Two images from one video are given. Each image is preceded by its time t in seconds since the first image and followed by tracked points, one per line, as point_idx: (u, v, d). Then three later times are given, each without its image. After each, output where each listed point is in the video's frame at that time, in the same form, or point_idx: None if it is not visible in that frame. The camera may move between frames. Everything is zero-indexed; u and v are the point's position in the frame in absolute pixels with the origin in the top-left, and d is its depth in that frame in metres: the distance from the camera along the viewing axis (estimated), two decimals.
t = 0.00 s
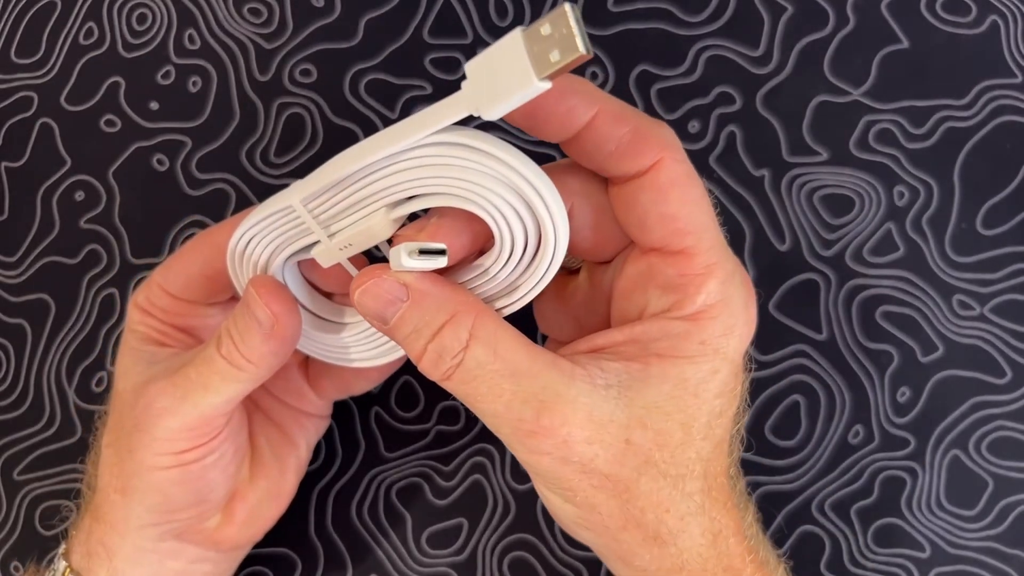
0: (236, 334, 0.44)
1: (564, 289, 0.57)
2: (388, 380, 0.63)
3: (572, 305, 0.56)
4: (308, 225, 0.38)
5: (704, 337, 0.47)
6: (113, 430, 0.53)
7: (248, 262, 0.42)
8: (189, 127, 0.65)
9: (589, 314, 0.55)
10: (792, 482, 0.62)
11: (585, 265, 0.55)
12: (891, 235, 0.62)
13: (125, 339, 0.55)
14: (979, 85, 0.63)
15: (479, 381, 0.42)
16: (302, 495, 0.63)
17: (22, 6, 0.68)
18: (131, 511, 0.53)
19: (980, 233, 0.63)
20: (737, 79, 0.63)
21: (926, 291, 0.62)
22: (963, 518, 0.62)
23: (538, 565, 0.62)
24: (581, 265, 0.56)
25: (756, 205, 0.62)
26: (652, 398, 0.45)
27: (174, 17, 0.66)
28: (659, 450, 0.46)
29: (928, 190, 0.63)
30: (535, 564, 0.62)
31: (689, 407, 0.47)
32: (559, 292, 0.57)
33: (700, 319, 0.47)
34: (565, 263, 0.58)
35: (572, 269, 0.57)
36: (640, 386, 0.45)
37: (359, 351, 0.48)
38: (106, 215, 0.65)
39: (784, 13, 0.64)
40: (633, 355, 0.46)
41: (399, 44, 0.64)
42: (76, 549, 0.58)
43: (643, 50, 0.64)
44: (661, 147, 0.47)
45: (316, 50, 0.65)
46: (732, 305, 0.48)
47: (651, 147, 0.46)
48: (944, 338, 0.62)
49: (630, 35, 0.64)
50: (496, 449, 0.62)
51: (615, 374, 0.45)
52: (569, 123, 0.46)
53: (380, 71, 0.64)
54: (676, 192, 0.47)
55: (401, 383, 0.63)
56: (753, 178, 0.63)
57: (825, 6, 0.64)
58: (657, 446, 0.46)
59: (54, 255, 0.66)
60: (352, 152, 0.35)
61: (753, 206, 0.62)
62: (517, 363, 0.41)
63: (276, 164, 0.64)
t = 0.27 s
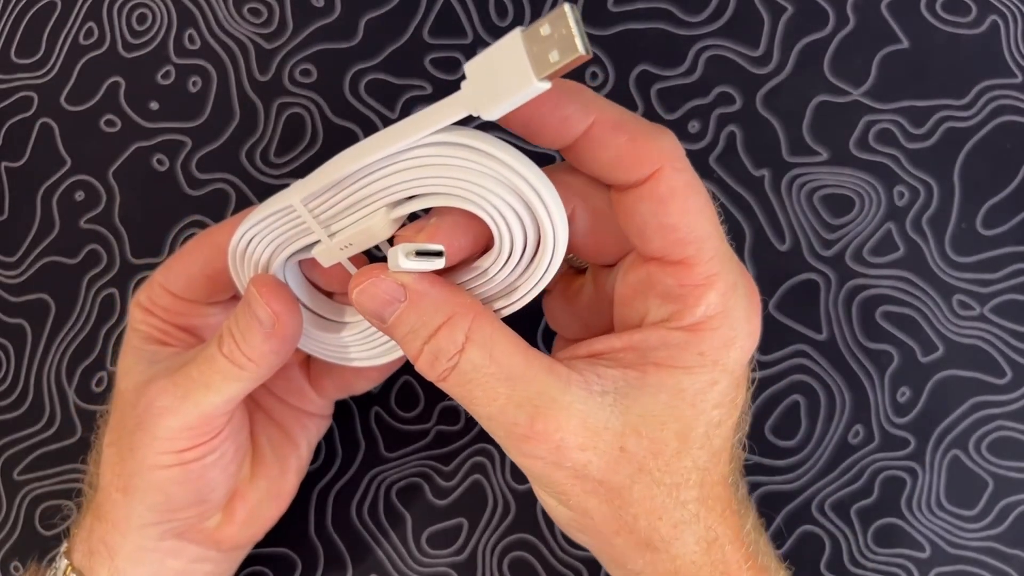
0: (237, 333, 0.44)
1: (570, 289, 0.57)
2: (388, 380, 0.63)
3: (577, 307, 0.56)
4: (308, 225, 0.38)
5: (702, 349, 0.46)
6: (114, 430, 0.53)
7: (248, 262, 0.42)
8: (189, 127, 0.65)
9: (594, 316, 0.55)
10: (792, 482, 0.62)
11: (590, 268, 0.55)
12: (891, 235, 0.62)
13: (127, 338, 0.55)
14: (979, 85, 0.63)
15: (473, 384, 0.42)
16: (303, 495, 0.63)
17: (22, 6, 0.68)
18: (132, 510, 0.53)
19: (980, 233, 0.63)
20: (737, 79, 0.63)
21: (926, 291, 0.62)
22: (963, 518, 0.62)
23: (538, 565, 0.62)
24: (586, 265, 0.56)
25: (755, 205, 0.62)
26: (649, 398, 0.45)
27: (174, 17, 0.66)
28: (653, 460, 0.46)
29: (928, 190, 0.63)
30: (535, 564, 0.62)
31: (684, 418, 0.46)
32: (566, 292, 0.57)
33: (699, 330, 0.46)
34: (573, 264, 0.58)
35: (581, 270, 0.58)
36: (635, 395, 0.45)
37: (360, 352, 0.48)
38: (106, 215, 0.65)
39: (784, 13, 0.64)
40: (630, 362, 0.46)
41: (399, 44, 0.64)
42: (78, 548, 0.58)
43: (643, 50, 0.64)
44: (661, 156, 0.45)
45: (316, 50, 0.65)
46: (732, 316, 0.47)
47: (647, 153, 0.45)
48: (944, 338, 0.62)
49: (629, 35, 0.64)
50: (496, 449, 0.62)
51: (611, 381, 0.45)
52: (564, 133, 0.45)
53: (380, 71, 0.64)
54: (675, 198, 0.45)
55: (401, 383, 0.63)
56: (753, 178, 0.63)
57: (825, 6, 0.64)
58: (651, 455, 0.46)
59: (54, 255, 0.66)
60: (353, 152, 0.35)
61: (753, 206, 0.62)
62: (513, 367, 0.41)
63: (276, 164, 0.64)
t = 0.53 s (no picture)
0: (237, 334, 0.44)
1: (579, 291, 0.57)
2: (388, 380, 0.63)
3: (585, 309, 0.56)
4: (307, 227, 0.38)
5: (699, 366, 0.45)
6: (114, 430, 0.53)
7: (248, 263, 0.42)
8: (189, 127, 0.65)
9: (602, 319, 0.55)
10: (792, 482, 0.62)
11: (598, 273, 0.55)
12: (891, 235, 0.62)
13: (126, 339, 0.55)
14: (979, 85, 0.63)
15: (467, 389, 0.42)
16: (303, 495, 0.63)
17: (22, 6, 0.68)
18: (131, 510, 0.53)
19: (980, 233, 0.63)
20: (737, 79, 0.63)
21: (926, 291, 0.62)
22: (963, 518, 0.62)
23: (538, 566, 0.62)
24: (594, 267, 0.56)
25: (755, 205, 0.62)
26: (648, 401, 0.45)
27: (174, 17, 0.66)
28: (645, 473, 0.45)
29: (928, 190, 0.63)
30: (535, 565, 0.62)
31: (680, 434, 0.46)
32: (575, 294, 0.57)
33: (697, 348, 0.45)
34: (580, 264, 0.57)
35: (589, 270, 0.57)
36: (631, 407, 0.45)
37: (359, 354, 0.48)
38: (106, 215, 0.65)
39: (784, 13, 0.64)
40: (628, 375, 0.46)
41: (400, 44, 0.64)
42: (78, 548, 0.58)
43: (643, 50, 0.64)
44: (652, 175, 0.45)
45: (316, 50, 0.65)
46: (733, 335, 0.46)
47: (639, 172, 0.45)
48: (944, 338, 0.62)
49: (630, 34, 0.64)
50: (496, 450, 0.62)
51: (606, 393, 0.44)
52: (554, 155, 0.45)
53: (380, 72, 0.64)
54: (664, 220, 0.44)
55: (401, 383, 0.63)
56: (753, 178, 0.63)
57: (825, 6, 0.64)
58: (643, 468, 0.45)
59: (54, 255, 0.66)
60: (354, 154, 0.35)
61: (753, 206, 0.62)
62: (508, 375, 0.41)
63: (276, 164, 0.64)
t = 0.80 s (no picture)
0: (231, 333, 0.44)
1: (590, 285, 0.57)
2: (388, 380, 0.63)
3: (597, 299, 0.56)
4: (306, 224, 0.38)
5: (711, 348, 0.45)
6: (107, 429, 0.53)
7: (241, 263, 0.42)
8: (189, 127, 0.65)
9: (614, 307, 0.55)
10: (792, 482, 0.62)
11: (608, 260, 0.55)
12: (891, 235, 0.62)
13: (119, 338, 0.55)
14: (979, 85, 0.63)
15: (488, 381, 0.41)
16: (302, 495, 0.63)
17: (22, 6, 0.68)
18: (127, 510, 0.53)
19: (980, 233, 0.63)
20: (737, 79, 0.63)
21: (926, 291, 0.62)
22: (963, 518, 0.62)
23: (538, 566, 0.62)
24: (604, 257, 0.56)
25: (755, 204, 0.62)
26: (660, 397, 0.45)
27: (175, 17, 0.66)
28: (664, 461, 0.46)
29: (928, 190, 0.63)
30: (535, 565, 0.62)
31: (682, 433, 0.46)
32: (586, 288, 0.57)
33: (707, 331, 0.45)
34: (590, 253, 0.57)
35: (601, 260, 0.57)
36: (645, 394, 0.44)
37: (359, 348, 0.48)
38: (106, 215, 0.65)
39: (783, 13, 0.64)
40: (640, 362, 0.45)
41: (399, 44, 0.64)
42: (73, 547, 0.58)
43: (643, 50, 0.64)
44: (649, 164, 0.45)
45: (316, 50, 0.65)
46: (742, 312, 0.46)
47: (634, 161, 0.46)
48: (944, 338, 0.62)
49: (629, 35, 0.64)
50: (495, 449, 0.62)
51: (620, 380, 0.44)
52: (552, 149, 0.46)
53: (380, 72, 0.64)
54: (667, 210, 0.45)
55: (401, 383, 0.63)
56: (753, 178, 0.63)
57: (825, 6, 0.64)
58: (662, 458, 0.46)
59: (54, 256, 0.66)
60: (354, 149, 0.35)
61: (752, 206, 0.62)
62: (527, 366, 0.41)
63: (276, 164, 0.64)
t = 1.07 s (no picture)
0: (215, 341, 0.43)
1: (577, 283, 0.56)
2: (388, 379, 0.63)
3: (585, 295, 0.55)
4: (315, 198, 0.38)
5: (711, 306, 0.46)
6: (97, 433, 0.53)
7: (231, 257, 0.41)
8: (189, 127, 0.65)
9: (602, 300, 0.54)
10: (792, 482, 0.62)
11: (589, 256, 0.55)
12: (891, 235, 0.62)
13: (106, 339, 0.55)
14: (979, 85, 0.63)
15: (542, 382, 0.41)
16: (302, 495, 0.63)
17: (22, 6, 0.68)
18: (119, 513, 0.53)
19: (980, 233, 0.63)
20: (738, 79, 0.63)
21: (926, 291, 0.62)
22: (963, 518, 0.62)
23: (538, 566, 0.62)
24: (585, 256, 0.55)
25: (754, 204, 0.62)
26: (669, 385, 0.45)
27: (175, 18, 0.66)
28: (698, 434, 0.47)
29: (928, 190, 0.63)
30: (535, 565, 0.62)
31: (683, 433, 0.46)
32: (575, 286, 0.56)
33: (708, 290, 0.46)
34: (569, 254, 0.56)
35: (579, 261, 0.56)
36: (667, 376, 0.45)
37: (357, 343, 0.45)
38: (105, 215, 0.65)
39: (783, 13, 0.64)
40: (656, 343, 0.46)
41: (399, 44, 0.64)
42: (65, 549, 0.58)
43: (643, 50, 0.64)
44: (635, 130, 0.48)
45: (316, 50, 0.65)
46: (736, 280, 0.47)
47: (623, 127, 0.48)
48: (944, 338, 0.62)
49: (630, 35, 0.64)
50: (495, 449, 0.62)
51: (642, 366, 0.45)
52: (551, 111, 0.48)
53: (380, 72, 0.64)
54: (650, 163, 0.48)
55: (401, 383, 0.62)
56: (753, 178, 0.63)
57: (825, 6, 0.64)
58: (691, 429, 0.46)
59: (54, 255, 0.66)
60: (375, 117, 0.37)
61: (752, 206, 0.62)
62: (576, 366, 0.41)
63: (276, 164, 0.64)
